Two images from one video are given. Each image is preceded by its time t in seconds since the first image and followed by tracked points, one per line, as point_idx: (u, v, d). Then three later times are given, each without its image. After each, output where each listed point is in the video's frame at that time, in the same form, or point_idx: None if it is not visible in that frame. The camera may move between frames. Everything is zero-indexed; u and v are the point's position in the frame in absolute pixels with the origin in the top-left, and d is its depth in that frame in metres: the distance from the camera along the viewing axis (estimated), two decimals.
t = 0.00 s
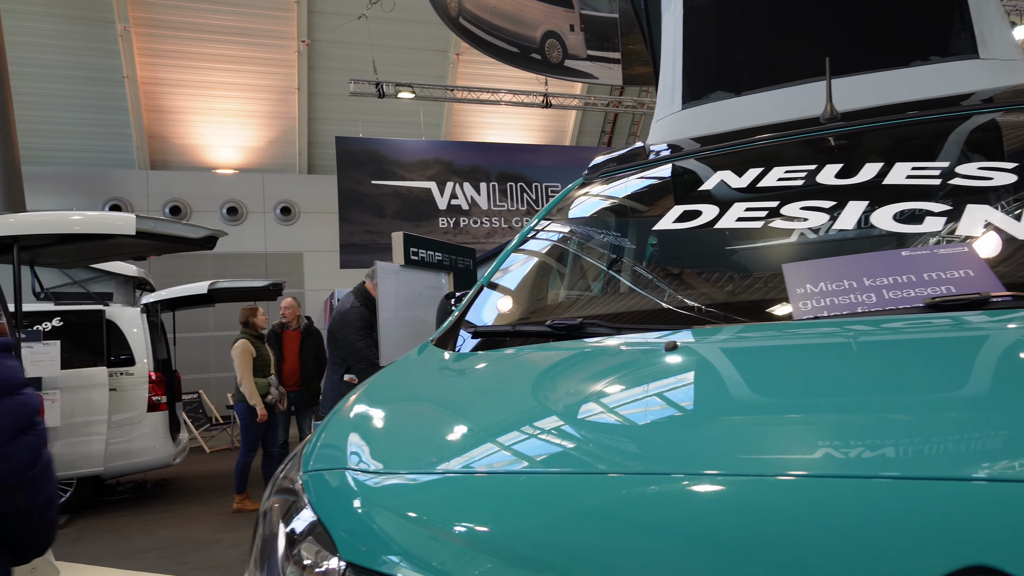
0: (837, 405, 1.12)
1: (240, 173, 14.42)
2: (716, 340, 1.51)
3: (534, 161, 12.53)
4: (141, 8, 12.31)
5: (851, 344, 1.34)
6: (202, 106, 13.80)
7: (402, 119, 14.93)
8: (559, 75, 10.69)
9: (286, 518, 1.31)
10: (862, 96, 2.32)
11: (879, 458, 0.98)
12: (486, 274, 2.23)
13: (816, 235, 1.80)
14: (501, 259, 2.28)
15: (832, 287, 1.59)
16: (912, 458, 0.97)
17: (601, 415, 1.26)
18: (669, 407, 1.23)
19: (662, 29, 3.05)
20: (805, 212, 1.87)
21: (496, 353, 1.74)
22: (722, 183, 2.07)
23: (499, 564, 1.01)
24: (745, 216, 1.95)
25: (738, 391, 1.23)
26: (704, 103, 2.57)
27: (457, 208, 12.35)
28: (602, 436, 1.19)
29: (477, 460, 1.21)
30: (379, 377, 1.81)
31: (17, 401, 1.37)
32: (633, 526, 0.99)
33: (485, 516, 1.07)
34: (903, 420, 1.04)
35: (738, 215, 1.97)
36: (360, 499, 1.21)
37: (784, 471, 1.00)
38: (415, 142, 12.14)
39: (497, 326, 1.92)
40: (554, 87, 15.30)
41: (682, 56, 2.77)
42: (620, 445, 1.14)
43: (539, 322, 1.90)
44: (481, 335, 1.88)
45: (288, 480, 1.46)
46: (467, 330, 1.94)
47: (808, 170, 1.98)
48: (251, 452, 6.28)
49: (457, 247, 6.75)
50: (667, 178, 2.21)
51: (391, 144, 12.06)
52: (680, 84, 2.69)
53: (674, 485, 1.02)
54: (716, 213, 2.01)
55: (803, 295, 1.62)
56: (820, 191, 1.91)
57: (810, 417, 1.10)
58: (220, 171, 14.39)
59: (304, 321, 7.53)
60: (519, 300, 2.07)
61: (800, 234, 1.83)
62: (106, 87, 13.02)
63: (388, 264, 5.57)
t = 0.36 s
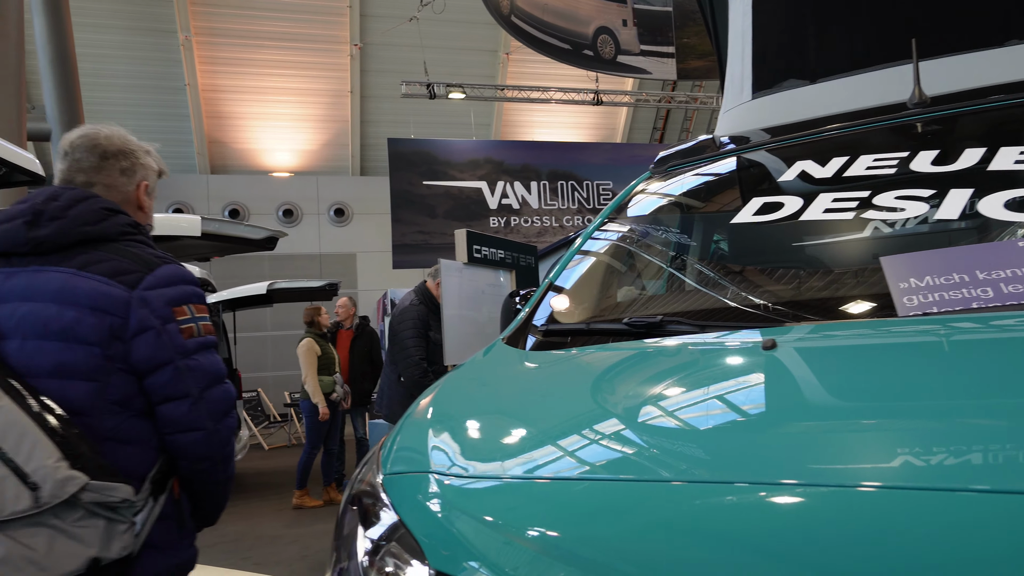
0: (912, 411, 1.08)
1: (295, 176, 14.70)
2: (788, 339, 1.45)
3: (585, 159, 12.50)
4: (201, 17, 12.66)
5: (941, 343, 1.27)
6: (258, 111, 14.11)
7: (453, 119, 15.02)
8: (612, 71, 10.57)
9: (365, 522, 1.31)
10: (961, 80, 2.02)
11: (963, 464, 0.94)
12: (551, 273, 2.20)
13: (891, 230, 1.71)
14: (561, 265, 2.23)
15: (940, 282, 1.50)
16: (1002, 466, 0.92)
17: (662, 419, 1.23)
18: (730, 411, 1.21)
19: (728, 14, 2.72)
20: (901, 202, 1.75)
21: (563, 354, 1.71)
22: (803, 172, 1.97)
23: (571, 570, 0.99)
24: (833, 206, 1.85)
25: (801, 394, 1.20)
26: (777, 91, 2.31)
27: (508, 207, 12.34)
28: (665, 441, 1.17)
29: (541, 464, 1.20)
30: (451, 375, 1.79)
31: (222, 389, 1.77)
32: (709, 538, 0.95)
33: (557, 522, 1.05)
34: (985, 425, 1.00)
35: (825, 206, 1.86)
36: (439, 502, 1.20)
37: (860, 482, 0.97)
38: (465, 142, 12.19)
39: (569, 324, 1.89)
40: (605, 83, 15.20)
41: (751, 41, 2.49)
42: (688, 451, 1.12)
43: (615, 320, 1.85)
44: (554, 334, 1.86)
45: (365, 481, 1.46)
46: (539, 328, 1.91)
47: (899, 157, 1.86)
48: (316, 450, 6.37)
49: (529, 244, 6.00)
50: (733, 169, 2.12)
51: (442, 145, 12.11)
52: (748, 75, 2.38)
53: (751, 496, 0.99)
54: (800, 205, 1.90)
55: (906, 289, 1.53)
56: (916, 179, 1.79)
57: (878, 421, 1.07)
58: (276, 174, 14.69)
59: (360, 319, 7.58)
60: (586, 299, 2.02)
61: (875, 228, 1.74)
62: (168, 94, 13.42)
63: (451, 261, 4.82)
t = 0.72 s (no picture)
0: (992, 417, 1.02)
1: (343, 181, 14.89)
2: (862, 340, 1.39)
3: (631, 156, 12.42)
4: (251, 28, 12.92)
5: None
6: (307, 118, 14.33)
7: (497, 120, 15.03)
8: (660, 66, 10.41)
9: (443, 534, 1.30)
10: None
11: None
12: (619, 270, 2.14)
13: (967, 222, 1.61)
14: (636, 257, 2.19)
15: None
16: None
17: (722, 427, 1.21)
18: (791, 417, 1.18)
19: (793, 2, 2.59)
20: (1005, 188, 1.61)
21: (632, 357, 1.66)
22: (889, 160, 1.83)
23: None
24: (927, 195, 1.72)
25: (867, 399, 1.16)
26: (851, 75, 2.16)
27: (555, 207, 12.28)
28: (731, 452, 1.14)
29: (610, 473, 1.18)
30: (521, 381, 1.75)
31: (336, 374, 2.12)
32: (787, 559, 0.91)
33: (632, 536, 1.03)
34: None
35: (918, 195, 1.73)
36: (521, 515, 1.17)
37: (950, 501, 0.90)
38: (511, 143, 12.17)
39: (642, 324, 1.82)
40: (650, 79, 15.03)
41: (819, 30, 2.35)
42: (752, 461, 1.09)
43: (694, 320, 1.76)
44: (628, 335, 1.79)
45: (444, 492, 1.45)
46: (611, 328, 1.85)
47: (998, 141, 1.70)
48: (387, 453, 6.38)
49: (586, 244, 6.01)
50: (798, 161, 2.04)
51: (488, 146, 12.09)
52: (817, 61, 2.25)
53: (834, 515, 0.94)
54: (888, 196, 1.78)
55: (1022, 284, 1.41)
56: (1018, 163, 1.64)
57: (951, 429, 1.02)
58: (325, 180, 14.90)
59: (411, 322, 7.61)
60: (657, 299, 1.96)
61: (951, 220, 1.64)
62: (220, 104, 13.73)
63: (513, 261, 4.70)
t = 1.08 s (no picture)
0: None
1: (383, 184, 15.02)
2: (928, 348, 1.33)
3: (672, 158, 12.33)
4: (295, 33, 13.12)
5: None
6: (348, 121, 14.48)
7: (537, 122, 15.01)
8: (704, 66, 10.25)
9: (504, 546, 1.27)
10: None
11: None
12: (677, 271, 2.09)
13: None
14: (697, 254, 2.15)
15: None
16: None
17: (770, 436, 1.18)
18: (841, 428, 1.14)
19: None
20: None
21: (690, 363, 1.61)
22: (965, 157, 1.72)
23: None
24: (1008, 193, 1.62)
25: (922, 409, 1.12)
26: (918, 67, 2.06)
27: (594, 209, 12.21)
28: (783, 465, 1.10)
29: (664, 480, 1.17)
30: (575, 391, 1.71)
31: (420, 367, 2.43)
32: None
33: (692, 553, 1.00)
34: None
35: (998, 193, 1.63)
36: (585, 530, 1.14)
37: None
38: (550, 145, 12.11)
39: (703, 328, 1.77)
40: (691, 79, 14.86)
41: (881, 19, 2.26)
42: (805, 477, 1.06)
43: (760, 324, 1.70)
44: (686, 341, 1.75)
45: (504, 503, 1.41)
46: (670, 332, 1.81)
47: None
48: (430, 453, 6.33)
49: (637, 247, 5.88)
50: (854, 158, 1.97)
51: (528, 148, 12.06)
52: (878, 56, 2.16)
53: (901, 538, 0.89)
54: (967, 192, 1.67)
55: None
56: None
57: (1007, 444, 0.98)
58: (366, 183, 15.06)
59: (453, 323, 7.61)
60: (716, 302, 1.91)
61: (1015, 221, 1.56)
62: (263, 108, 13.98)
63: (563, 263, 4.65)
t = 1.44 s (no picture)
0: None
1: (392, 187, 15.05)
2: (951, 358, 1.35)
3: (682, 162, 12.33)
4: (305, 37, 13.20)
5: None
6: (357, 124, 14.51)
7: (546, 126, 15.02)
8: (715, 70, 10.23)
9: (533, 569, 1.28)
10: None
11: None
12: (701, 277, 2.06)
13: None
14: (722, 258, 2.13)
15: None
16: None
17: (787, 450, 1.23)
18: (856, 442, 1.20)
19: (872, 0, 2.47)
20: None
21: (721, 375, 1.60)
22: (995, 162, 1.70)
23: None
24: None
25: (933, 423, 1.17)
26: (939, 71, 2.06)
27: (604, 212, 12.19)
28: (801, 478, 1.15)
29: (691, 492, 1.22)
30: (600, 407, 1.72)
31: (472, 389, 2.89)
32: None
33: None
34: None
35: None
36: (618, 553, 1.16)
37: None
38: (559, 148, 12.11)
39: (730, 337, 1.76)
40: (701, 83, 14.86)
41: (902, 23, 2.25)
42: (827, 494, 1.10)
43: (792, 333, 1.68)
44: (715, 350, 1.73)
45: (534, 521, 1.40)
46: (698, 341, 1.79)
47: None
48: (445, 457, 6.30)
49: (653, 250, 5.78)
50: (872, 165, 1.97)
51: (536, 152, 12.06)
52: (901, 60, 2.15)
53: (934, 565, 0.93)
54: (1001, 197, 1.65)
55: None
56: None
57: (1014, 461, 1.03)
58: (374, 186, 15.09)
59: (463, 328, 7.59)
60: (742, 309, 1.89)
61: None
62: (272, 111, 14.03)
63: (584, 270, 4.68)
